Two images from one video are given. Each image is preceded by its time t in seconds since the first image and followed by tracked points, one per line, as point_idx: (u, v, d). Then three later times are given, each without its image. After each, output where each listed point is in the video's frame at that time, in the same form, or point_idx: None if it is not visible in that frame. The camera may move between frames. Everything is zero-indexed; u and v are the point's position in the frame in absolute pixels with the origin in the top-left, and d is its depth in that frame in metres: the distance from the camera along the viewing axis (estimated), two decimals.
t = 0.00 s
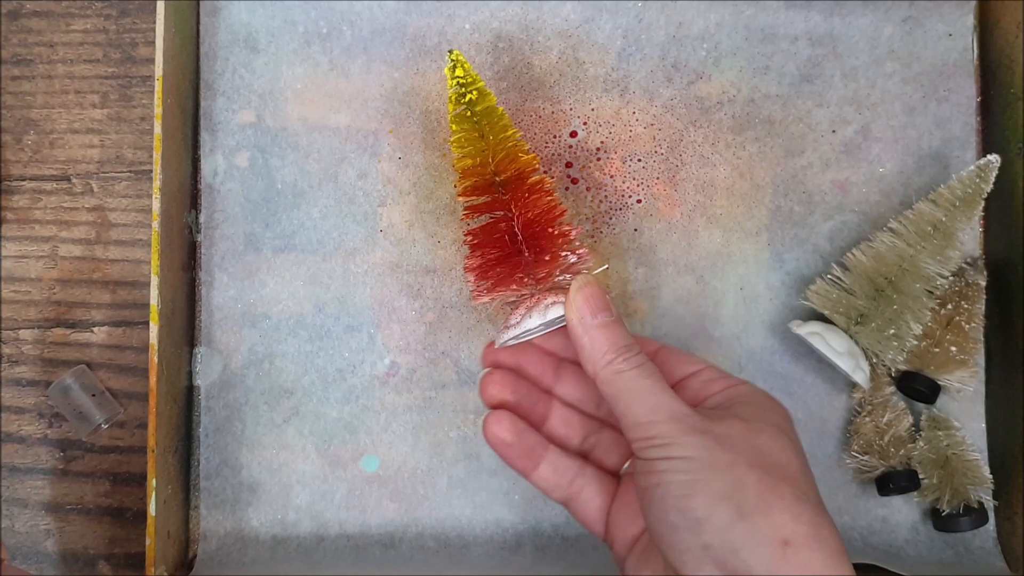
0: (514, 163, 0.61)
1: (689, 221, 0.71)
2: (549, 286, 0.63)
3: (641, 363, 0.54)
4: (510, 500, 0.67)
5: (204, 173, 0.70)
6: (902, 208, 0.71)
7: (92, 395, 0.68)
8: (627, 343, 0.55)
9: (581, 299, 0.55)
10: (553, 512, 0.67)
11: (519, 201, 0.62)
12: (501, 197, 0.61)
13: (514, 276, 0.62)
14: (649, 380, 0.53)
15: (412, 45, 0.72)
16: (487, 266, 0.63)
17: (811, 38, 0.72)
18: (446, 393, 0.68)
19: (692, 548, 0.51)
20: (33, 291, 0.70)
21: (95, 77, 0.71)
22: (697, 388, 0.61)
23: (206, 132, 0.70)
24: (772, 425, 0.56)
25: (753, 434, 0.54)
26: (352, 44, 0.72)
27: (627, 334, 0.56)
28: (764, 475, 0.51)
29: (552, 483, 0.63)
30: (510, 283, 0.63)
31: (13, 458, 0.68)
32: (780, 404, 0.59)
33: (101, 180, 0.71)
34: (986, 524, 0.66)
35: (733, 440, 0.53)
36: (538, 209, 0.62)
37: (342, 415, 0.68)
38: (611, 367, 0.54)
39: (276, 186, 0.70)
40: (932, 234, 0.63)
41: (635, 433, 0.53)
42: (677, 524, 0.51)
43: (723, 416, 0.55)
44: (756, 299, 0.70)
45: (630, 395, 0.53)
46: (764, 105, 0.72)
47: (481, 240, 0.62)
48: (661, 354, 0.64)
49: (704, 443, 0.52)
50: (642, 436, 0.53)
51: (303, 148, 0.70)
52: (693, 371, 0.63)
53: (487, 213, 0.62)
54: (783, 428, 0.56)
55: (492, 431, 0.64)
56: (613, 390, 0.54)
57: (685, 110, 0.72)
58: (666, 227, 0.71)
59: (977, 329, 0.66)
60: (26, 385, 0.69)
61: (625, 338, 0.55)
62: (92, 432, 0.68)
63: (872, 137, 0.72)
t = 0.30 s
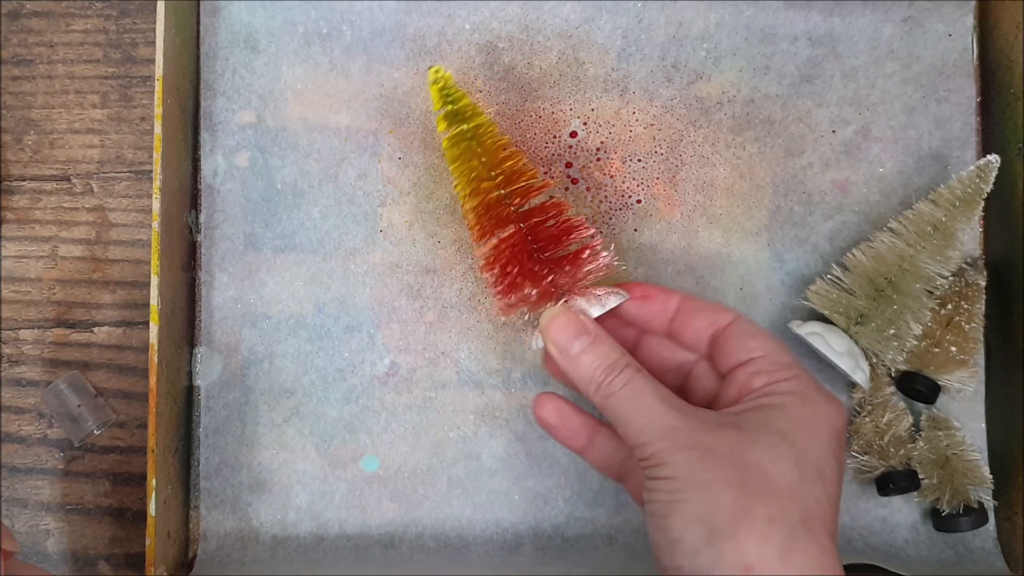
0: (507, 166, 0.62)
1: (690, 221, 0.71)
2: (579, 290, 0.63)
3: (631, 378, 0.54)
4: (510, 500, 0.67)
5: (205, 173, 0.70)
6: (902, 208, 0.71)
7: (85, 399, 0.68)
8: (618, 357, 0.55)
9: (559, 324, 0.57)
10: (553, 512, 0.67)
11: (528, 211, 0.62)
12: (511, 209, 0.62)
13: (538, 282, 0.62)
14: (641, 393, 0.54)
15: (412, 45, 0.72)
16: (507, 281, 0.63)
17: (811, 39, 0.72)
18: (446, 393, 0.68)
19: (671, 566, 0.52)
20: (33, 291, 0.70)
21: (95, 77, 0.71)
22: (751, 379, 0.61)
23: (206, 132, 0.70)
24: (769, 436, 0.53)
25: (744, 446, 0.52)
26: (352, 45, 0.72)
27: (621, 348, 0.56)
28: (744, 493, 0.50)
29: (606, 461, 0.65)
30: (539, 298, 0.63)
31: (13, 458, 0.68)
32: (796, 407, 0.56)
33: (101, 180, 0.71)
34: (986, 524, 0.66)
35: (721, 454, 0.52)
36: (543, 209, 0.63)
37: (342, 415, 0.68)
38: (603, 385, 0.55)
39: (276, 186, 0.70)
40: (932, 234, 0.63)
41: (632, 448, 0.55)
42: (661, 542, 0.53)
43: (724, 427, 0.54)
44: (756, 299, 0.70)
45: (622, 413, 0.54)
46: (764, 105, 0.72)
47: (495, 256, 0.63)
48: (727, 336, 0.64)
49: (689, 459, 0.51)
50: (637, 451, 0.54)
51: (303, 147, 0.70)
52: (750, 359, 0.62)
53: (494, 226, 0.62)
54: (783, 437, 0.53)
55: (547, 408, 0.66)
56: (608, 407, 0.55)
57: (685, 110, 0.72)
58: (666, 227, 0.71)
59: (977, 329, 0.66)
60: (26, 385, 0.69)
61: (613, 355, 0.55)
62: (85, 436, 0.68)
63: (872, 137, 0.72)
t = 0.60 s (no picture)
0: (509, 172, 0.65)
1: (690, 221, 0.71)
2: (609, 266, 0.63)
3: (638, 402, 0.52)
4: (510, 500, 0.67)
5: (205, 173, 0.70)
6: (902, 208, 0.71)
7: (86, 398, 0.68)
8: (634, 375, 0.53)
9: (576, 343, 0.57)
10: (553, 512, 0.67)
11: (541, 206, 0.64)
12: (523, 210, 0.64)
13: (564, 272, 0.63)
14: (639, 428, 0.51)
15: (412, 45, 0.72)
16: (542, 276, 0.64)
17: (811, 39, 0.72)
18: (446, 393, 0.68)
19: None
20: (33, 291, 0.70)
21: (95, 77, 0.71)
22: (779, 394, 0.50)
23: (206, 132, 0.70)
24: (733, 504, 0.46)
25: (703, 515, 0.46)
26: (352, 44, 0.72)
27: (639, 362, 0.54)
28: (689, 569, 0.47)
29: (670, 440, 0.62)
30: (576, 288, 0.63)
31: (13, 458, 0.68)
32: (785, 464, 0.46)
33: (101, 180, 0.71)
34: (986, 524, 0.66)
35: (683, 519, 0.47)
36: (554, 201, 0.64)
37: (342, 415, 0.68)
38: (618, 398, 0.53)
39: (276, 186, 0.70)
40: (931, 234, 0.63)
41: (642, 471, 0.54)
42: None
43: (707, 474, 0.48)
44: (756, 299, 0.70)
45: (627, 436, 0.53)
46: (764, 105, 0.72)
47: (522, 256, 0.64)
48: (773, 330, 0.51)
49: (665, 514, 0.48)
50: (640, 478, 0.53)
51: (303, 148, 0.70)
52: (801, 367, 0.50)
53: (510, 221, 0.64)
54: (748, 506, 0.46)
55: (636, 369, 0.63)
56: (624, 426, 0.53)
57: (685, 110, 0.72)
58: (666, 227, 0.71)
59: (977, 329, 0.66)
60: (26, 385, 0.69)
61: (618, 376, 0.54)
62: (81, 439, 0.68)
63: (872, 137, 0.72)
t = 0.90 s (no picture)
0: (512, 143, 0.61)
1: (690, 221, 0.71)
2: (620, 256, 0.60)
3: (665, 394, 0.52)
4: (511, 500, 0.67)
5: (204, 173, 0.70)
6: (902, 208, 0.71)
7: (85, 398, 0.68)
8: (651, 367, 0.53)
9: (581, 335, 0.55)
10: (554, 512, 0.67)
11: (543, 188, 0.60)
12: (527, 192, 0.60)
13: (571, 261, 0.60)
14: (673, 424, 0.52)
15: (412, 45, 0.72)
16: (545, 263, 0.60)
17: (811, 38, 0.72)
18: (446, 393, 0.68)
19: None
20: (33, 291, 0.70)
21: (95, 77, 0.71)
22: (812, 391, 0.55)
23: (206, 132, 0.70)
24: (794, 493, 0.51)
25: (760, 506, 0.51)
26: (352, 44, 0.72)
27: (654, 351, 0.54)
28: (752, 558, 0.51)
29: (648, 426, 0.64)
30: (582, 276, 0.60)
31: (13, 458, 0.68)
32: (837, 453, 0.52)
33: (101, 180, 0.70)
34: (986, 524, 0.66)
35: (730, 508, 0.51)
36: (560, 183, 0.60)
37: (341, 415, 0.68)
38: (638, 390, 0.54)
39: (276, 186, 0.70)
40: (932, 234, 0.63)
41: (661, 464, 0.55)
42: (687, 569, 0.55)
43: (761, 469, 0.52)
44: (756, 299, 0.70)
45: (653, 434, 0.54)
46: (764, 105, 0.72)
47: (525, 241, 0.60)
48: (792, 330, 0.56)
49: (717, 508, 0.52)
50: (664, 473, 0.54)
51: (303, 147, 0.70)
52: (815, 366, 0.55)
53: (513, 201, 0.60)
54: (809, 492, 0.51)
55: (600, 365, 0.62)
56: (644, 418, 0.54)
57: (685, 109, 0.72)
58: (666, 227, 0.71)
59: (977, 329, 0.66)
60: (26, 385, 0.69)
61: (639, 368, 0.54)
62: (83, 438, 0.68)
63: (872, 137, 0.72)
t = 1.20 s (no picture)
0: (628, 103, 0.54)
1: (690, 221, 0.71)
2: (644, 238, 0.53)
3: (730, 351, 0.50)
4: (511, 500, 0.67)
5: (204, 173, 0.69)
6: (902, 208, 0.71)
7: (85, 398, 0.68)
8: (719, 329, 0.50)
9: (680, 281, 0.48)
10: (553, 512, 0.67)
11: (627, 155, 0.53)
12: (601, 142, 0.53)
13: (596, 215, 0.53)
14: (729, 395, 0.49)
15: (412, 45, 0.72)
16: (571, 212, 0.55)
17: (811, 38, 0.72)
18: (446, 393, 0.68)
19: None
20: (33, 291, 0.70)
21: (95, 77, 0.71)
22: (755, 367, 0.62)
23: (206, 132, 0.70)
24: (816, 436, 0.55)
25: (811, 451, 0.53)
26: (352, 44, 0.72)
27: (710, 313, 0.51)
28: (828, 506, 0.51)
29: (571, 440, 0.60)
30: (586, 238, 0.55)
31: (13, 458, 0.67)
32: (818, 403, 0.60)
33: (101, 179, 0.70)
34: (987, 524, 0.66)
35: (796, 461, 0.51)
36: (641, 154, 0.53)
37: (341, 415, 0.68)
38: (704, 361, 0.49)
39: (276, 186, 0.70)
40: (932, 234, 0.63)
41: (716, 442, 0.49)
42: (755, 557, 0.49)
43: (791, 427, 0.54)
44: (756, 299, 0.70)
45: (720, 404, 0.49)
46: (764, 105, 0.72)
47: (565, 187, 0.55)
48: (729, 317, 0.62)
49: (785, 473, 0.49)
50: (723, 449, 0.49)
51: (304, 147, 0.70)
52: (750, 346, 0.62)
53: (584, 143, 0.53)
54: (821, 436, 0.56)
55: (530, 382, 0.58)
56: (699, 393, 0.49)
57: (685, 109, 0.72)
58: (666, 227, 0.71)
59: (977, 329, 0.66)
60: (26, 385, 0.69)
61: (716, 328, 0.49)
62: (81, 438, 0.68)
63: (872, 137, 0.72)
